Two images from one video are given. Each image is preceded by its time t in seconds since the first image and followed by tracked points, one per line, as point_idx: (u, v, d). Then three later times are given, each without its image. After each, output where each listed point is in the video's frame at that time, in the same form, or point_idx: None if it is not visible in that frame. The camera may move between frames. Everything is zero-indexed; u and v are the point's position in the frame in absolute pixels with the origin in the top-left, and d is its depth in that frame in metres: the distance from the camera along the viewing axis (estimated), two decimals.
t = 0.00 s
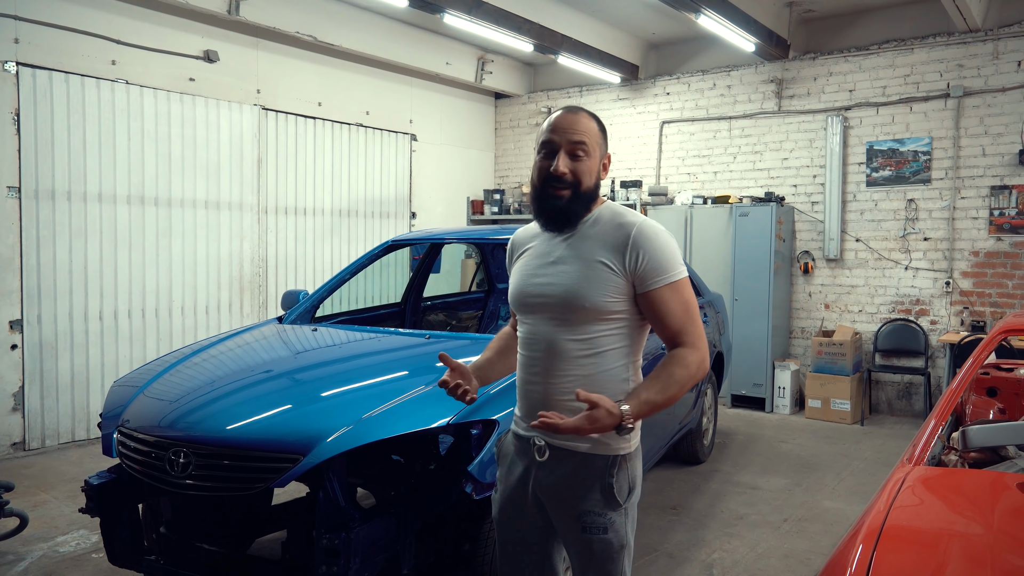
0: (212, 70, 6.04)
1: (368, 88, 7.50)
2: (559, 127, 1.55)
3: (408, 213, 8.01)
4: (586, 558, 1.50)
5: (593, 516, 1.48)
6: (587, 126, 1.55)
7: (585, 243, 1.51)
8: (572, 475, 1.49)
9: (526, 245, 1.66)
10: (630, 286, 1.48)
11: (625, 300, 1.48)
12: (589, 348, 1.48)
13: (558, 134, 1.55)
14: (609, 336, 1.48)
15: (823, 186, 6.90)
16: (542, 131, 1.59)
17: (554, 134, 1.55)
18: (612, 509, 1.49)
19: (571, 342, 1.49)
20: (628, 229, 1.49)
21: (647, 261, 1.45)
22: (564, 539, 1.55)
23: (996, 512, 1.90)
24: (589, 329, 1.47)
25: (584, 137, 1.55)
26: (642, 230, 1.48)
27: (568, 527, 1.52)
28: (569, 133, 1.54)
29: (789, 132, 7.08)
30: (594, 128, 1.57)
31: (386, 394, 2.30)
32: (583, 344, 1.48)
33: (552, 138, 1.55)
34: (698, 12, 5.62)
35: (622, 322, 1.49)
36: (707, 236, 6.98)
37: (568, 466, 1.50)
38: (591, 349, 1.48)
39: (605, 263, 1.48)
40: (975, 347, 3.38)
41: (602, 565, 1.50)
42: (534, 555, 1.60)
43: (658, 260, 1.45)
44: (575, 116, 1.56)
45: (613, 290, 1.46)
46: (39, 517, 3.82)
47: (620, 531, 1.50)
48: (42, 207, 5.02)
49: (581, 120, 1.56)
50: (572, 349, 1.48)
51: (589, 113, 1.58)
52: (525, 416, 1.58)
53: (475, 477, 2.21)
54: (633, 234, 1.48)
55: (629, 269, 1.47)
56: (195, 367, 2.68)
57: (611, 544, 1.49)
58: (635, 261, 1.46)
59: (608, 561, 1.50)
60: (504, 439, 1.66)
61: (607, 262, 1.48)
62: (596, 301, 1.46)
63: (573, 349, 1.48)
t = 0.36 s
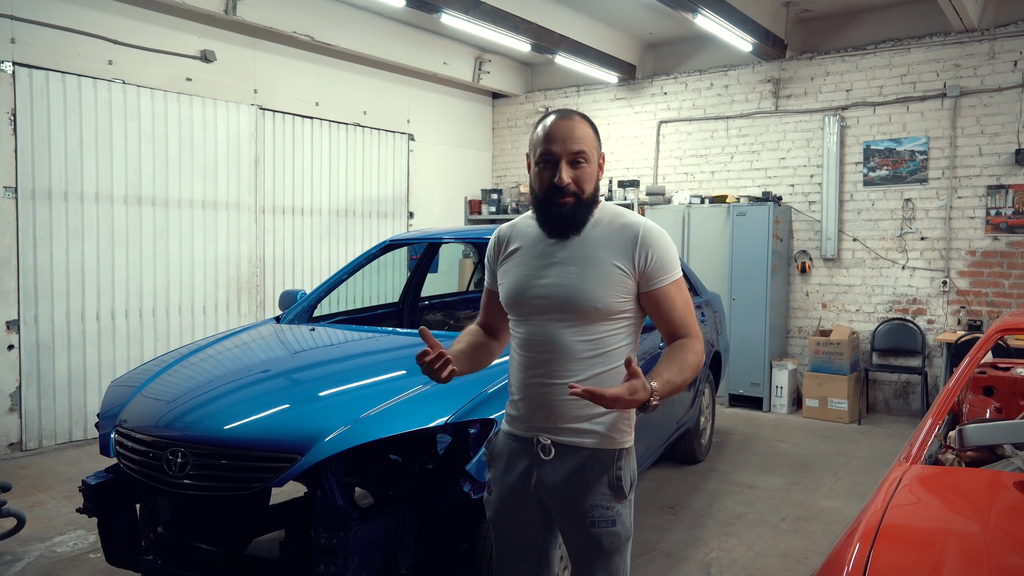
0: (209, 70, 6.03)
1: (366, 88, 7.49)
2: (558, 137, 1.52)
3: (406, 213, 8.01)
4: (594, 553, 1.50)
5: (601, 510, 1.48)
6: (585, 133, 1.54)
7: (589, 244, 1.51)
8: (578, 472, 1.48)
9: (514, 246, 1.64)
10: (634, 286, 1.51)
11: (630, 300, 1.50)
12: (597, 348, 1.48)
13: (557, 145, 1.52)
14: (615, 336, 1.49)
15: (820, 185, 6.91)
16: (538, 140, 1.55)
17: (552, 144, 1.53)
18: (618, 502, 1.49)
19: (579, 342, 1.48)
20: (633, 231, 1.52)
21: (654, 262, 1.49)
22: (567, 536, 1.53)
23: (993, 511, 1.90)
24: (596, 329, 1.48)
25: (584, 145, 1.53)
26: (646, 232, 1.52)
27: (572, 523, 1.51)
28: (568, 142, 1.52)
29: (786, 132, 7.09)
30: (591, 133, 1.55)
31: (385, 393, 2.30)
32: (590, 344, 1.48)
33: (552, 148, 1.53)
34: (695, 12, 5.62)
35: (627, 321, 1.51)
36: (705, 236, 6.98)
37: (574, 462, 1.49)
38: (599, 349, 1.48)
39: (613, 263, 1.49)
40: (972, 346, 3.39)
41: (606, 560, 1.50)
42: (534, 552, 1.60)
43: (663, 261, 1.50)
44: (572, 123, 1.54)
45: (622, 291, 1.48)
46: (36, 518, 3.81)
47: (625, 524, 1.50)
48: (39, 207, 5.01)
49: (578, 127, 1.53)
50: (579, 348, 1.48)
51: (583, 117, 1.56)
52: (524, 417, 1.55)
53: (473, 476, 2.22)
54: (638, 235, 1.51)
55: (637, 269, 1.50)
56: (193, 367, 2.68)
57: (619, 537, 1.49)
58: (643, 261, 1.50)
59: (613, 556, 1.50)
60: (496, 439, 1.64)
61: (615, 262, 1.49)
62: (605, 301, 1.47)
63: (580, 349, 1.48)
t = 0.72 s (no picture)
0: (209, 71, 6.03)
1: (366, 89, 7.50)
2: (576, 129, 1.52)
3: (406, 215, 8.01)
4: (600, 555, 1.50)
5: (606, 513, 1.48)
6: (602, 131, 1.54)
7: (592, 244, 1.51)
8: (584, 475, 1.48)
9: (513, 246, 1.62)
10: (636, 287, 1.51)
11: (631, 301, 1.51)
12: (602, 348, 1.48)
13: (575, 137, 1.52)
14: (618, 336, 1.50)
15: (820, 187, 6.91)
16: (555, 130, 1.55)
17: (570, 136, 1.52)
18: (623, 504, 1.49)
19: (584, 343, 1.48)
20: (634, 233, 1.52)
21: (655, 263, 1.50)
22: (572, 539, 1.53)
23: (993, 513, 1.90)
24: (600, 329, 1.48)
25: (600, 143, 1.53)
26: (647, 233, 1.53)
27: (579, 526, 1.50)
28: (586, 137, 1.52)
29: (786, 134, 7.09)
30: (608, 133, 1.56)
31: (385, 394, 2.30)
32: (594, 344, 1.48)
33: (568, 139, 1.52)
34: (694, 13, 5.62)
35: (628, 322, 1.52)
36: (705, 238, 6.99)
37: (579, 465, 1.48)
38: (603, 349, 1.49)
39: (616, 263, 1.49)
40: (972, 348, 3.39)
41: (612, 561, 1.50)
42: (536, 555, 1.60)
43: (663, 263, 1.51)
44: (592, 120, 1.54)
45: (624, 291, 1.49)
46: (36, 519, 3.81)
47: (629, 525, 1.51)
48: (39, 208, 5.01)
49: (597, 124, 1.54)
50: (583, 348, 1.48)
51: (601, 116, 1.56)
52: (525, 420, 1.54)
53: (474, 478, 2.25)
54: (640, 237, 1.52)
55: (638, 270, 1.50)
56: (192, 369, 2.68)
57: (623, 538, 1.50)
58: (644, 262, 1.50)
59: (618, 557, 1.50)
60: (496, 443, 1.62)
61: (618, 262, 1.49)
62: (609, 301, 1.47)
63: (585, 349, 1.48)
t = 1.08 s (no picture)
0: (208, 72, 6.03)
1: (366, 90, 7.50)
2: (574, 133, 1.53)
3: (405, 215, 8.01)
4: (594, 557, 1.50)
5: (600, 516, 1.48)
6: (598, 132, 1.54)
7: (588, 243, 1.52)
8: (578, 478, 1.48)
9: (513, 245, 1.64)
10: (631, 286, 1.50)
11: (627, 300, 1.50)
12: (595, 346, 1.48)
13: (571, 140, 1.53)
14: (614, 336, 1.50)
15: (819, 188, 6.92)
16: (553, 134, 1.56)
17: (567, 139, 1.53)
18: (618, 507, 1.49)
19: (579, 341, 1.48)
20: (631, 233, 1.52)
21: (650, 261, 1.48)
22: (568, 542, 1.53)
23: (992, 514, 1.90)
24: (594, 327, 1.48)
25: (598, 145, 1.54)
26: (644, 233, 1.51)
27: (574, 529, 1.50)
28: (582, 139, 1.52)
29: (786, 135, 7.09)
30: (605, 134, 1.56)
31: (385, 395, 2.30)
32: (588, 341, 1.48)
33: (567, 143, 1.53)
34: (693, 14, 5.62)
35: (622, 322, 1.51)
36: (705, 239, 6.99)
37: (573, 468, 1.48)
38: (597, 347, 1.48)
39: (610, 261, 1.49)
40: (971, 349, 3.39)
41: (607, 564, 1.50)
42: (532, 557, 1.59)
43: (660, 261, 1.49)
44: (589, 122, 1.54)
45: (619, 289, 1.48)
46: (34, 520, 3.81)
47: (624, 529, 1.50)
48: (39, 209, 5.01)
49: (593, 126, 1.54)
50: (577, 346, 1.48)
51: (598, 117, 1.57)
52: (521, 420, 1.55)
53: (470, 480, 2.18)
54: (636, 236, 1.51)
55: (633, 268, 1.49)
56: (191, 370, 2.68)
57: (618, 542, 1.49)
58: (639, 260, 1.48)
59: (613, 560, 1.50)
60: (493, 443, 1.63)
61: (612, 260, 1.49)
62: (603, 299, 1.47)
63: (579, 346, 1.48)
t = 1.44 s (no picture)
0: (208, 73, 6.03)
1: (365, 90, 7.50)
2: (541, 136, 1.54)
3: (405, 215, 8.01)
4: (585, 555, 1.49)
5: (592, 513, 1.47)
6: (566, 131, 1.53)
7: (585, 245, 1.50)
8: (570, 475, 1.48)
9: (515, 244, 1.65)
10: (629, 289, 1.48)
11: (624, 302, 1.49)
12: (590, 349, 1.48)
13: (539, 143, 1.54)
14: (610, 338, 1.49)
15: (819, 188, 6.91)
16: (528, 139, 1.59)
17: (536, 143, 1.55)
18: (609, 505, 1.48)
19: (573, 342, 1.48)
20: (630, 235, 1.49)
21: (648, 266, 1.46)
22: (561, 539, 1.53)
23: (992, 514, 1.90)
24: (589, 329, 1.47)
25: (565, 144, 1.53)
26: (644, 235, 1.49)
27: (565, 526, 1.50)
28: (549, 141, 1.53)
29: (786, 134, 7.09)
30: (576, 131, 1.54)
31: (384, 395, 2.30)
32: (582, 344, 1.48)
33: (535, 147, 1.55)
34: (693, 14, 5.62)
35: (620, 325, 1.49)
36: (704, 238, 6.99)
37: (565, 465, 1.48)
38: (591, 350, 1.48)
39: (607, 264, 1.47)
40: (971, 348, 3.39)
41: (598, 562, 1.49)
42: (527, 554, 1.60)
43: (659, 265, 1.46)
44: (557, 121, 1.54)
45: (615, 292, 1.47)
46: (34, 520, 3.81)
47: (616, 528, 1.49)
48: (38, 209, 5.01)
49: (561, 125, 1.53)
50: (571, 348, 1.48)
51: (570, 115, 1.55)
52: (517, 416, 1.56)
53: (471, 479, 2.22)
54: (635, 238, 1.49)
55: (631, 272, 1.47)
56: (190, 370, 2.67)
57: (609, 540, 1.48)
58: (637, 263, 1.47)
59: (604, 558, 1.49)
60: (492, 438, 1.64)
61: (609, 263, 1.47)
62: (598, 302, 1.46)
63: (573, 348, 1.48)
